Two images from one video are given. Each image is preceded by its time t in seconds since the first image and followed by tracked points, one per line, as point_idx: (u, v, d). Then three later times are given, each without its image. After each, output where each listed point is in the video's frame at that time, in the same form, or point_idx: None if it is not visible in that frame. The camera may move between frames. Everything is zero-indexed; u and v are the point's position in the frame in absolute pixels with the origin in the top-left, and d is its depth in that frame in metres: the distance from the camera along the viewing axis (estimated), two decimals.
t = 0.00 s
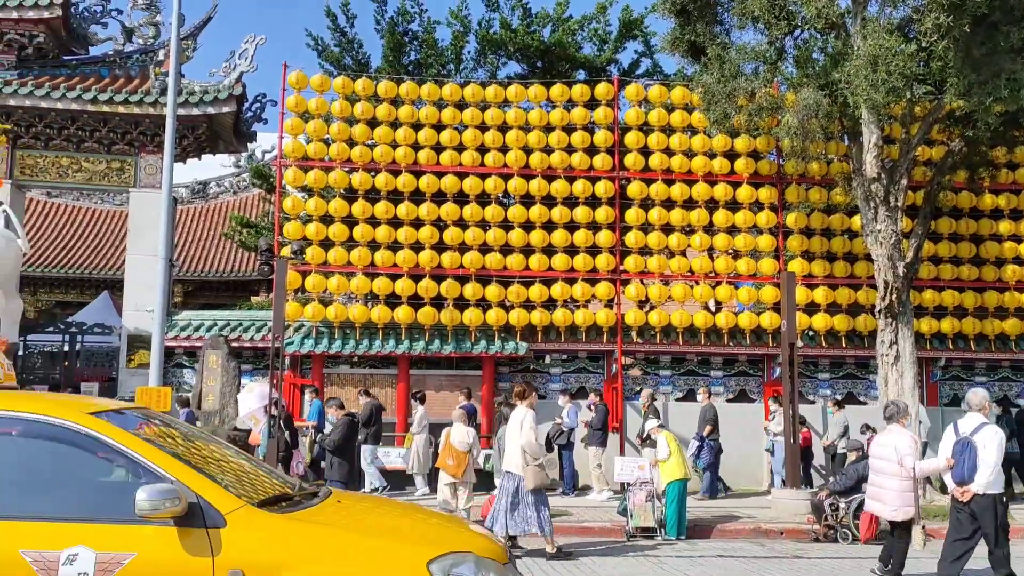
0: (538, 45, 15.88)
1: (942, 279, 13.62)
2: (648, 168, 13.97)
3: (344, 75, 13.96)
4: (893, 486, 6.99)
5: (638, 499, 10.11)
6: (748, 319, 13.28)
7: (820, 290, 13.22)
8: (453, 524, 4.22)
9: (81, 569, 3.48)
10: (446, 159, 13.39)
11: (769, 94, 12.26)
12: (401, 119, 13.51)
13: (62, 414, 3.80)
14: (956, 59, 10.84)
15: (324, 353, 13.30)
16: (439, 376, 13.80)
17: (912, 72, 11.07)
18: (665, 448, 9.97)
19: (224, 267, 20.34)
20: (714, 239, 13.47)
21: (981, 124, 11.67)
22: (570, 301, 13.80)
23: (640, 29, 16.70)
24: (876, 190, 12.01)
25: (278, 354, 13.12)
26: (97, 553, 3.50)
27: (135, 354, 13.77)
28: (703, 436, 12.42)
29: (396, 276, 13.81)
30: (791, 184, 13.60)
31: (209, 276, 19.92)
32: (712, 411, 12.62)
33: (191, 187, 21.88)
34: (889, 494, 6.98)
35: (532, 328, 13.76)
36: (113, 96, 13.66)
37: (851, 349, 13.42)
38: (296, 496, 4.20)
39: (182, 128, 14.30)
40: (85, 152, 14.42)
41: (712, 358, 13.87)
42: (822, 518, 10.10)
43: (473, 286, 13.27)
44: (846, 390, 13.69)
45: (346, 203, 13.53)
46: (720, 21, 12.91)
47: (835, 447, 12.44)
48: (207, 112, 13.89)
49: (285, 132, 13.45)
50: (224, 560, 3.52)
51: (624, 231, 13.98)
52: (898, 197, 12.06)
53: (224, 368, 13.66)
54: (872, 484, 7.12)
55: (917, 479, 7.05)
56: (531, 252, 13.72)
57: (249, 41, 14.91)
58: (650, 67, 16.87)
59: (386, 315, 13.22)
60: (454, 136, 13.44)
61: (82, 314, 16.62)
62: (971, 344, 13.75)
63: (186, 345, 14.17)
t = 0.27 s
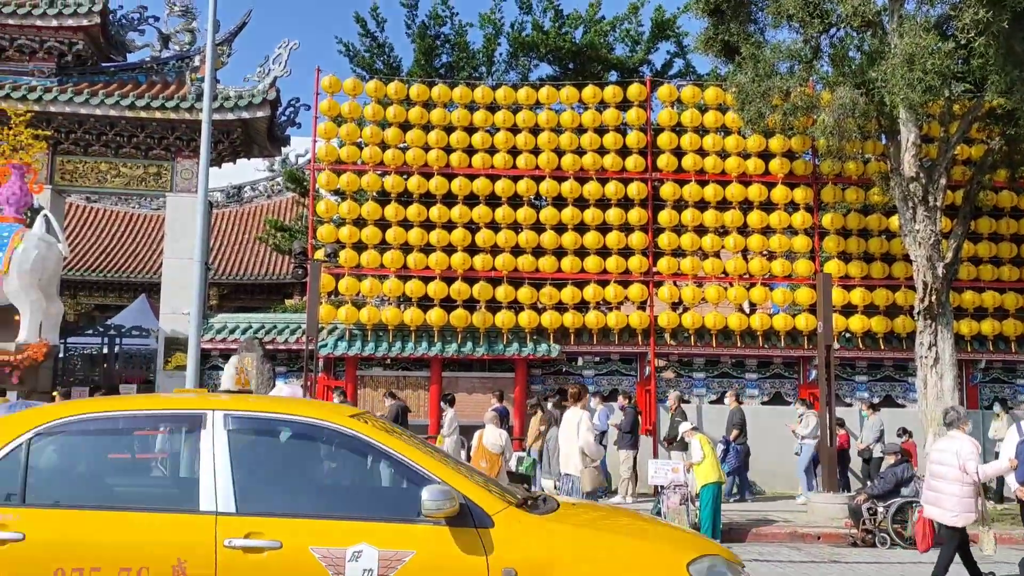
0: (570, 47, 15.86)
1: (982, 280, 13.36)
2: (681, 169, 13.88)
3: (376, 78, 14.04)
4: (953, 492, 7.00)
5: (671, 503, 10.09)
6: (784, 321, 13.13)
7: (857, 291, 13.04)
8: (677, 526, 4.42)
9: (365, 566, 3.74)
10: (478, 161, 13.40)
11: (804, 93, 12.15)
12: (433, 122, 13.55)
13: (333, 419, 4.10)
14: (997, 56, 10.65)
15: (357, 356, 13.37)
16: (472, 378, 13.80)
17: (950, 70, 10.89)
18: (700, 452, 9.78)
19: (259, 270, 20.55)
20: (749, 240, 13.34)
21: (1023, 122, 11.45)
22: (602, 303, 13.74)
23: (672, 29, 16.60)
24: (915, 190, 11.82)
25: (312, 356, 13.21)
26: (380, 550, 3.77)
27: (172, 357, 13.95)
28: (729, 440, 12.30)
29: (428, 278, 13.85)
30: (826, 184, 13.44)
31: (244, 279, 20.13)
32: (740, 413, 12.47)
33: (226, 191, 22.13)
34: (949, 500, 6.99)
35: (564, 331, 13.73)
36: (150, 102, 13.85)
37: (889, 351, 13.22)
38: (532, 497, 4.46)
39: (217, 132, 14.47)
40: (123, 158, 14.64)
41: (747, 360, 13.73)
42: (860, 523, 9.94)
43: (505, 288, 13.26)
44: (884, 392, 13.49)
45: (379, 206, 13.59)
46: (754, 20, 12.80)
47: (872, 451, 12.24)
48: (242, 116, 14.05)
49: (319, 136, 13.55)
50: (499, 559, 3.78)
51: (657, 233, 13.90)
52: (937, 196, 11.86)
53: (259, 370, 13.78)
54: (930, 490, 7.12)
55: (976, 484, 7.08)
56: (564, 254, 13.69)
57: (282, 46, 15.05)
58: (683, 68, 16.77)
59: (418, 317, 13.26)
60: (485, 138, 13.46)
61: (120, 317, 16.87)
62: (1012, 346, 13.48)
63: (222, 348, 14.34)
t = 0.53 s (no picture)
0: (600, 46, 15.82)
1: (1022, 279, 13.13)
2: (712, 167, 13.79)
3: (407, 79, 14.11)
4: (1018, 495, 6.91)
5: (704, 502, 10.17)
6: (818, 321, 12.99)
7: (893, 291, 12.87)
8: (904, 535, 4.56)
9: (630, 567, 3.94)
10: (508, 161, 13.41)
11: (839, 90, 12.03)
12: (463, 122, 13.59)
13: (581, 422, 4.36)
14: None
15: (389, 355, 13.43)
16: (502, 378, 13.81)
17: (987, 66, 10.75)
18: (732, 452, 9.73)
19: (291, 270, 20.73)
20: (782, 239, 13.21)
21: None
22: (633, 302, 13.69)
23: (704, 27, 16.50)
24: (952, 187, 11.65)
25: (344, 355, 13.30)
26: (643, 553, 3.98)
27: (206, 356, 14.12)
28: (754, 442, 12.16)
29: (459, 278, 13.88)
30: (861, 182, 13.28)
31: (276, 279, 20.33)
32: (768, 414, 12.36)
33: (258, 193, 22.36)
34: (1013, 504, 6.90)
35: (595, 330, 13.69)
36: (185, 104, 14.02)
37: (925, 351, 13.03)
38: (763, 501, 4.61)
39: (250, 134, 14.62)
40: (158, 159, 14.85)
41: (780, 360, 13.61)
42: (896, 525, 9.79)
43: (536, 287, 13.26)
44: (921, 393, 13.29)
45: (409, 206, 13.65)
46: (787, 16, 12.69)
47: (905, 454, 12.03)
48: (274, 118, 14.19)
49: (350, 137, 13.64)
50: (759, 563, 3.99)
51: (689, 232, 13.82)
52: (975, 194, 11.67)
53: (291, 369, 13.90)
54: (994, 496, 7.08)
55: None
56: (594, 254, 13.66)
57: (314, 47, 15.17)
58: (714, 65, 16.66)
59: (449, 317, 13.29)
60: (516, 137, 13.47)
61: (155, 317, 17.10)
62: None
63: (254, 347, 14.49)
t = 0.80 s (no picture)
0: (629, 46, 15.77)
1: None
2: (742, 167, 13.70)
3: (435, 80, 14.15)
4: None
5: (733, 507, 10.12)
6: (850, 323, 12.85)
7: (927, 292, 12.70)
8: None
9: None
10: (536, 161, 13.42)
11: (871, 89, 11.89)
12: (491, 123, 13.62)
13: (816, 423, 4.36)
14: None
15: (417, 355, 13.49)
16: (530, 379, 13.80)
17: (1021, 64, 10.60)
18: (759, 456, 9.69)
19: (320, 271, 20.88)
20: (813, 240, 13.09)
21: None
22: (662, 303, 13.63)
23: (734, 26, 16.38)
24: (987, 187, 11.48)
25: (372, 356, 13.37)
26: (907, 562, 3.99)
27: (237, 355, 14.28)
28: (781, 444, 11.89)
29: (487, 278, 13.90)
30: (894, 181, 13.11)
31: (306, 279, 20.49)
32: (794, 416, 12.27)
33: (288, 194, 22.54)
34: None
35: (623, 331, 13.64)
36: (216, 106, 14.15)
37: (960, 353, 12.84)
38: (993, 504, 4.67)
39: (280, 135, 14.74)
40: (190, 161, 15.02)
41: (811, 362, 13.48)
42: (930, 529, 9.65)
43: (564, 288, 13.25)
44: (955, 396, 13.10)
45: (438, 207, 13.68)
46: (819, 15, 12.58)
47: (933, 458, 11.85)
48: (304, 119, 14.29)
49: (379, 138, 13.71)
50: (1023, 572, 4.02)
51: (718, 233, 13.74)
52: (1011, 194, 11.48)
53: (321, 369, 14.01)
54: None
55: None
56: (623, 254, 13.62)
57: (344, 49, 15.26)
58: (744, 65, 16.54)
59: (477, 318, 13.31)
60: (544, 138, 13.47)
61: (186, 317, 17.30)
62: None
63: (284, 347, 14.62)
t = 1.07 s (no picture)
0: (657, 45, 15.70)
1: None
2: (771, 167, 13.59)
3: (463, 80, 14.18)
4: None
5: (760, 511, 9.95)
6: (880, 324, 12.70)
7: (959, 293, 12.52)
8: None
9: None
10: (563, 161, 13.40)
11: (903, 87, 11.70)
12: (518, 122, 13.62)
13: None
14: None
15: (443, 355, 13.51)
16: (556, 379, 13.77)
17: None
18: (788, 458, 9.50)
19: (347, 270, 20.99)
20: (843, 240, 12.95)
21: None
22: (689, 304, 13.56)
23: (763, 25, 16.25)
24: (1021, 187, 11.30)
25: (399, 355, 13.41)
26: None
27: (265, 354, 14.40)
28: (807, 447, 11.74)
29: (513, 278, 13.91)
30: (926, 181, 12.94)
31: (333, 278, 20.61)
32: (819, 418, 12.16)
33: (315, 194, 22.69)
34: None
35: (650, 332, 13.58)
36: (245, 107, 14.25)
37: (993, 356, 12.66)
38: None
39: (308, 135, 14.83)
40: (220, 161, 15.15)
41: (840, 363, 13.35)
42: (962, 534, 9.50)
43: (590, 288, 13.22)
44: (988, 399, 12.91)
45: (464, 207, 13.70)
46: (849, 13, 12.47)
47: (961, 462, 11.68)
48: (332, 120, 14.36)
49: (406, 138, 13.75)
50: None
51: (747, 233, 13.64)
52: None
53: (348, 368, 14.10)
54: None
55: None
56: (650, 254, 13.56)
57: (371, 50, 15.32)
58: (774, 64, 16.41)
59: (503, 317, 13.32)
60: (571, 138, 13.45)
61: (215, 316, 17.46)
62: None
63: (311, 346, 14.71)
